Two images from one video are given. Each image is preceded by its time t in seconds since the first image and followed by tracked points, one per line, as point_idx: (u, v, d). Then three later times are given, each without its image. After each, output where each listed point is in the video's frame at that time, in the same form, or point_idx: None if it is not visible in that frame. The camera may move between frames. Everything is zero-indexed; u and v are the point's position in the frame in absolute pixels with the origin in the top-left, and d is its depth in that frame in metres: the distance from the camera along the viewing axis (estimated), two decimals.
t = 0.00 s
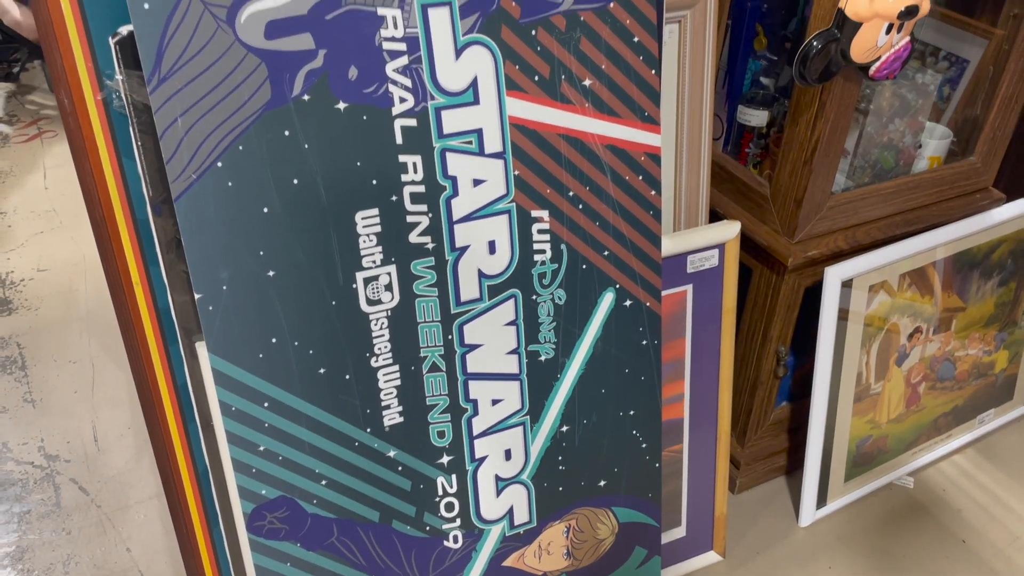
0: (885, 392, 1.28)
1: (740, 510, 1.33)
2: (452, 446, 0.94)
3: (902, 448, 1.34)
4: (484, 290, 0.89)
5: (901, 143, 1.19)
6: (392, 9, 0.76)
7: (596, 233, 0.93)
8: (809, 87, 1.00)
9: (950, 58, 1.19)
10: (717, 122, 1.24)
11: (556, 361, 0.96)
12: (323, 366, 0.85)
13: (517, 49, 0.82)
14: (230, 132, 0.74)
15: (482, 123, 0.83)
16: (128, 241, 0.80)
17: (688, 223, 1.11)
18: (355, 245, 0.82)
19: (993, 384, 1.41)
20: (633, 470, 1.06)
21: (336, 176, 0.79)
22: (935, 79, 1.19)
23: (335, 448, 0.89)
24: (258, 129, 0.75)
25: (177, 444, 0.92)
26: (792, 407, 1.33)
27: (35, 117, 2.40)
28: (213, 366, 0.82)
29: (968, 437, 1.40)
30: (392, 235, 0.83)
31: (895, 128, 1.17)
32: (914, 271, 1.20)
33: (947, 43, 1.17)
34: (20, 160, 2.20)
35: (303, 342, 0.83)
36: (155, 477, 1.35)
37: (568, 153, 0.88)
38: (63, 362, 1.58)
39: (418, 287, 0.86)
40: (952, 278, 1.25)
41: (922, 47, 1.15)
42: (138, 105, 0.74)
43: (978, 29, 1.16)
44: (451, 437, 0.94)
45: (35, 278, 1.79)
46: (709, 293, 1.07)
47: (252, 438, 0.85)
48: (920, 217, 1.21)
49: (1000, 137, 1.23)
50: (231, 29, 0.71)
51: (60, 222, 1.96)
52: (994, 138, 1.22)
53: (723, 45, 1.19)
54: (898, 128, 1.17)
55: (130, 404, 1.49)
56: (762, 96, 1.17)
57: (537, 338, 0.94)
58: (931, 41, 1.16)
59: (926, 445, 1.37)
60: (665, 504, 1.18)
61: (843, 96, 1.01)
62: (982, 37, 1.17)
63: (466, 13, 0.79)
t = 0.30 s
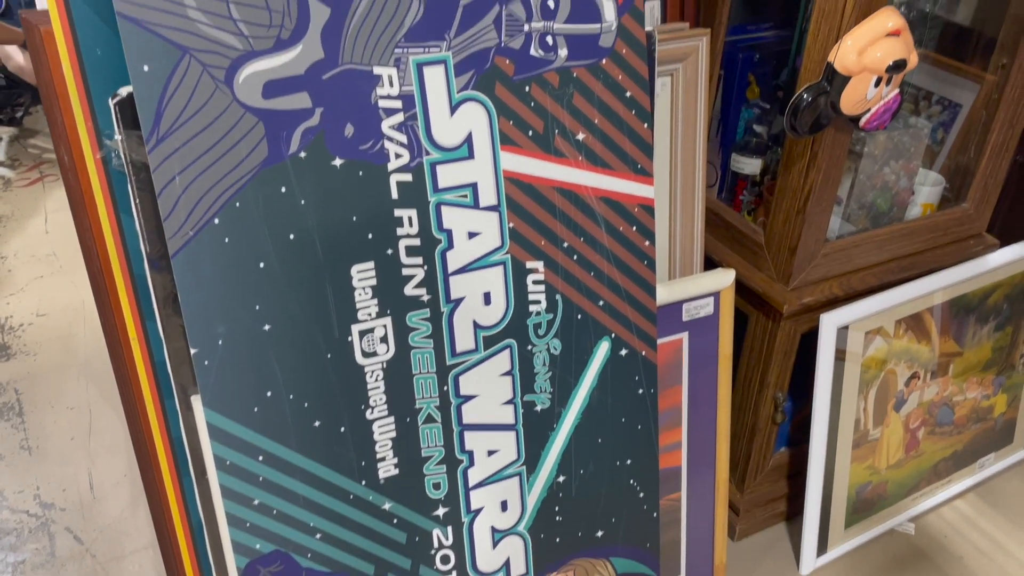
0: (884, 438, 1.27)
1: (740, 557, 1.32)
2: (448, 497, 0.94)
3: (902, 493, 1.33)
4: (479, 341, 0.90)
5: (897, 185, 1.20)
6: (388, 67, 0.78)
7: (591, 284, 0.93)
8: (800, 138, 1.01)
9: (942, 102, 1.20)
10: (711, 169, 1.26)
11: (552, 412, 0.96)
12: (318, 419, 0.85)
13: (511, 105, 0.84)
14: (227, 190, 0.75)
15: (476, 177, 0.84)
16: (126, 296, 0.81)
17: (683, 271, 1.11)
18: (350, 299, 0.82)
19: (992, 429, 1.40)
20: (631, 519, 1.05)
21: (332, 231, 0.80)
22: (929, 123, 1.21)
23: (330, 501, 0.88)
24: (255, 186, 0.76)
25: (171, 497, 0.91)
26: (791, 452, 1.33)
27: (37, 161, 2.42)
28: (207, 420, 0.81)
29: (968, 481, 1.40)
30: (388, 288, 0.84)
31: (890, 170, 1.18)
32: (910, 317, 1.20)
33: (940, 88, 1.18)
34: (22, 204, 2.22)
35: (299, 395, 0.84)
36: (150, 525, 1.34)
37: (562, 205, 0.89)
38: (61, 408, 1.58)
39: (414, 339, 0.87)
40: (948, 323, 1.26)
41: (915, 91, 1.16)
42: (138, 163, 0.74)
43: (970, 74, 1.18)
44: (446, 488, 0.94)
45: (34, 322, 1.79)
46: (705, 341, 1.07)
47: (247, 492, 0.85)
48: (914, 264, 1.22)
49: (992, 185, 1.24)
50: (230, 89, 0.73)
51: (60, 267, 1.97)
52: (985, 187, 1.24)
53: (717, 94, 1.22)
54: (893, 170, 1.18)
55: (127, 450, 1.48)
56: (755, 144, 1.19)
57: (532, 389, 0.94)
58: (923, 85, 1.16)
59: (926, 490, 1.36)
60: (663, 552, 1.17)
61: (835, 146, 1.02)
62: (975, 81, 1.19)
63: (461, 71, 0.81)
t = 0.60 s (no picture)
0: (882, 494, 1.27)
1: None
2: (446, 562, 0.94)
3: (901, 550, 1.33)
4: (476, 405, 0.90)
5: (890, 238, 1.23)
6: (387, 139, 0.80)
7: (587, 346, 0.94)
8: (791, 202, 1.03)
9: (932, 155, 1.23)
10: (705, 228, 1.29)
11: (549, 474, 0.96)
12: (316, 485, 0.85)
13: (507, 173, 0.86)
14: (229, 260, 0.76)
15: (473, 243, 0.86)
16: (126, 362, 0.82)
17: (678, 329, 1.12)
18: (349, 365, 0.83)
19: (990, 484, 1.40)
20: None
21: (331, 298, 0.81)
22: (919, 176, 1.24)
23: (326, 567, 0.88)
24: (255, 256, 0.77)
25: (167, 561, 0.92)
26: (789, 508, 1.34)
27: (38, 216, 2.45)
28: (205, 488, 0.82)
29: (968, 537, 1.39)
30: (386, 354, 0.85)
31: (882, 223, 1.22)
32: (904, 374, 1.21)
33: (930, 142, 1.22)
34: (22, 258, 2.24)
35: (297, 461, 0.84)
36: None
37: (558, 269, 0.91)
38: (58, 465, 1.57)
39: (412, 404, 0.87)
40: (943, 379, 1.26)
41: (904, 145, 1.20)
42: (141, 236, 0.76)
43: (958, 129, 1.22)
44: (444, 553, 0.94)
45: (32, 378, 1.80)
46: (701, 401, 1.08)
47: (243, 559, 0.85)
48: (907, 320, 1.23)
49: (982, 243, 1.26)
50: (232, 163, 0.74)
51: (59, 322, 1.98)
52: (975, 245, 1.26)
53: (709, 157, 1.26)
54: (885, 222, 1.22)
55: (123, 508, 1.48)
56: (748, 202, 1.21)
57: (529, 451, 0.94)
58: (913, 139, 1.20)
59: (926, 546, 1.36)
60: None
61: (825, 208, 1.04)
62: (963, 136, 1.22)
63: (458, 141, 0.83)
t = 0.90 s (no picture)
0: (880, 568, 1.28)
1: None
2: None
3: None
4: (476, 489, 0.92)
5: (880, 304, 1.28)
6: (389, 233, 0.83)
7: (585, 429, 0.95)
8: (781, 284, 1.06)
9: (920, 225, 1.27)
10: (698, 303, 1.32)
11: (548, 557, 0.97)
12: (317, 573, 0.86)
13: (505, 262, 0.89)
14: (234, 353, 0.78)
15: (472, 331, 0.88)
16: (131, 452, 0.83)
17: (674, 408, 1.14)
18: (350, 453, 0.84)
19: (987, 555, 1.40)
20: None
21: (334, 388, 0.82)
22: (907, 245, 1.27)
23: None
24: (261, 349, 0.79)
25: None
26: None
27: (38, 282, 2.48)
28: None
29: None
30: (386, 441, 0.86)
31: (872, 289, 1.27)
32: (899, 449, 1.22)
33: (919, 212, 1.25)
34: (22, 325, 2.26)
35: (298, 550, 0.84)
36: None
37: (556, 354, 0.92)
38: (54, 540, 1.57)
39: (412, 490, 0.88)
40: (937, 453, 1.28)
41: (894, 216, 1.23)
42: (150, 329, 0.78)
43: (945, 200, 1.26)
44: None
45: (30, 449, 1.80)
46: (698, 479, 1.09)
47: None
48: (900, 395, 1.25)
49: (971, 317, 1.29)
50: (240, 260, 0.77)
51: (58, 391, 1.98)
52: (964, 320, 1.29)
53: (701, 235, 1.29)
54: (875, 289, 1.27)
55: None
56: (740, 278, 1.25)
57: (528, 534, 0.95)
58: (902, 210, 1.23)
59: None
60: None
61: (814, 289, 1.07)
62: (949, 206, 1.26)
63: (458, 233, 0.86)
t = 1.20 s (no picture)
0: None
1: None
2: None
3: None
4: None
5: (869, 381, 1.34)
6: (397, 338, 0.86)
7: (586, 524, 0.97)
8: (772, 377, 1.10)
9: (904, 305, 1.31)
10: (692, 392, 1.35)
11: None
12: None
13: (508, 363, 0.92)
14: (246, 459, 0.80)
15: (475, 430, 0.91)
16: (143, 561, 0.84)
17: (671, 498, 1.15)
18: (357, 556, 0.86)
19: None
20: None
21: (342, 491, 0.84)
22: (892, 323, 1.32)
23: None
24: (272, 454, 0.81)
25: None
26: None
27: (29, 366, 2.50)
28: None
29: None
30: (392, 542, 0.87)
31: (862, 367, 1.31)
32: (893, 534, 1.24)
33: (902, 292, 1.30)
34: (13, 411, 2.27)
35: None
36: None
37: (557, 451, 0.95)
38: None
39: None
40: (930, 538, 1.29)
41: (879, 297, 1.28)
42: (165, 437, 0.81)
43: (927, 282, 1.31)
44: None
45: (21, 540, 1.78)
46: (697, 570, 1.11)
47: None
48: (891, 481, 1.28)
49: (956, 404, 1.33)
50: (254, 369, 0.80)
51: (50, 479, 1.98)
52: (950, 406, 1.33)
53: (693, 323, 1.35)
54: (864, 367, 1.31)
55: None
56: (732, 365, 1.28)
57: None
58: (886, 290, 1.28)
59: None
60: None
61: (804, 382, 1.11)
62: (931, 289, 1.32)
63: (462, 336, 0.90)
